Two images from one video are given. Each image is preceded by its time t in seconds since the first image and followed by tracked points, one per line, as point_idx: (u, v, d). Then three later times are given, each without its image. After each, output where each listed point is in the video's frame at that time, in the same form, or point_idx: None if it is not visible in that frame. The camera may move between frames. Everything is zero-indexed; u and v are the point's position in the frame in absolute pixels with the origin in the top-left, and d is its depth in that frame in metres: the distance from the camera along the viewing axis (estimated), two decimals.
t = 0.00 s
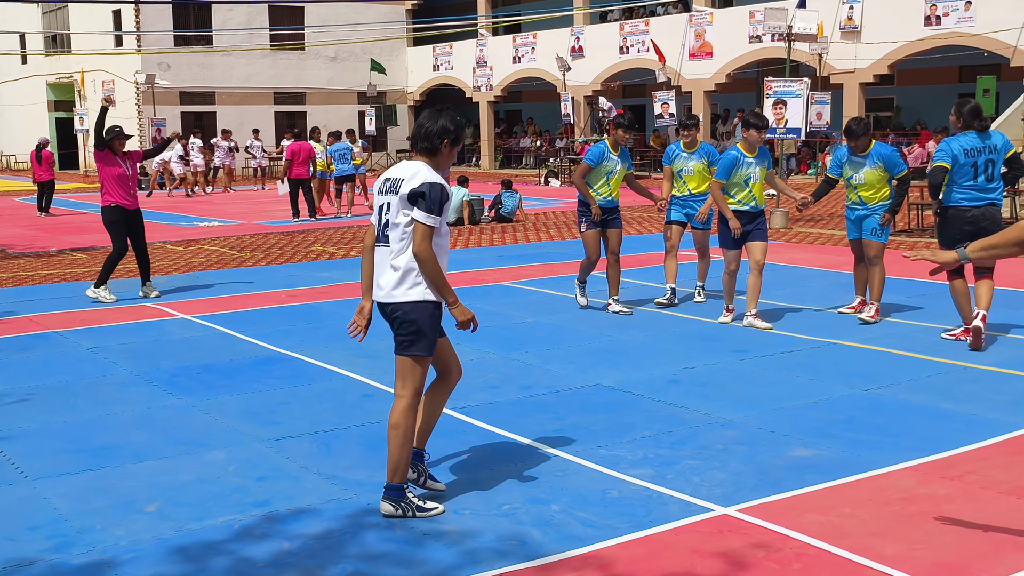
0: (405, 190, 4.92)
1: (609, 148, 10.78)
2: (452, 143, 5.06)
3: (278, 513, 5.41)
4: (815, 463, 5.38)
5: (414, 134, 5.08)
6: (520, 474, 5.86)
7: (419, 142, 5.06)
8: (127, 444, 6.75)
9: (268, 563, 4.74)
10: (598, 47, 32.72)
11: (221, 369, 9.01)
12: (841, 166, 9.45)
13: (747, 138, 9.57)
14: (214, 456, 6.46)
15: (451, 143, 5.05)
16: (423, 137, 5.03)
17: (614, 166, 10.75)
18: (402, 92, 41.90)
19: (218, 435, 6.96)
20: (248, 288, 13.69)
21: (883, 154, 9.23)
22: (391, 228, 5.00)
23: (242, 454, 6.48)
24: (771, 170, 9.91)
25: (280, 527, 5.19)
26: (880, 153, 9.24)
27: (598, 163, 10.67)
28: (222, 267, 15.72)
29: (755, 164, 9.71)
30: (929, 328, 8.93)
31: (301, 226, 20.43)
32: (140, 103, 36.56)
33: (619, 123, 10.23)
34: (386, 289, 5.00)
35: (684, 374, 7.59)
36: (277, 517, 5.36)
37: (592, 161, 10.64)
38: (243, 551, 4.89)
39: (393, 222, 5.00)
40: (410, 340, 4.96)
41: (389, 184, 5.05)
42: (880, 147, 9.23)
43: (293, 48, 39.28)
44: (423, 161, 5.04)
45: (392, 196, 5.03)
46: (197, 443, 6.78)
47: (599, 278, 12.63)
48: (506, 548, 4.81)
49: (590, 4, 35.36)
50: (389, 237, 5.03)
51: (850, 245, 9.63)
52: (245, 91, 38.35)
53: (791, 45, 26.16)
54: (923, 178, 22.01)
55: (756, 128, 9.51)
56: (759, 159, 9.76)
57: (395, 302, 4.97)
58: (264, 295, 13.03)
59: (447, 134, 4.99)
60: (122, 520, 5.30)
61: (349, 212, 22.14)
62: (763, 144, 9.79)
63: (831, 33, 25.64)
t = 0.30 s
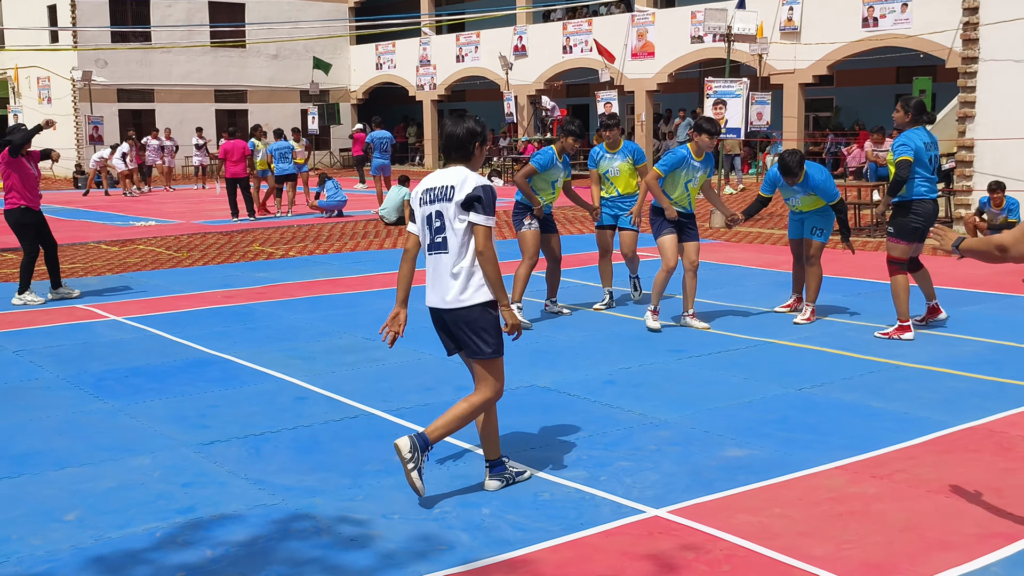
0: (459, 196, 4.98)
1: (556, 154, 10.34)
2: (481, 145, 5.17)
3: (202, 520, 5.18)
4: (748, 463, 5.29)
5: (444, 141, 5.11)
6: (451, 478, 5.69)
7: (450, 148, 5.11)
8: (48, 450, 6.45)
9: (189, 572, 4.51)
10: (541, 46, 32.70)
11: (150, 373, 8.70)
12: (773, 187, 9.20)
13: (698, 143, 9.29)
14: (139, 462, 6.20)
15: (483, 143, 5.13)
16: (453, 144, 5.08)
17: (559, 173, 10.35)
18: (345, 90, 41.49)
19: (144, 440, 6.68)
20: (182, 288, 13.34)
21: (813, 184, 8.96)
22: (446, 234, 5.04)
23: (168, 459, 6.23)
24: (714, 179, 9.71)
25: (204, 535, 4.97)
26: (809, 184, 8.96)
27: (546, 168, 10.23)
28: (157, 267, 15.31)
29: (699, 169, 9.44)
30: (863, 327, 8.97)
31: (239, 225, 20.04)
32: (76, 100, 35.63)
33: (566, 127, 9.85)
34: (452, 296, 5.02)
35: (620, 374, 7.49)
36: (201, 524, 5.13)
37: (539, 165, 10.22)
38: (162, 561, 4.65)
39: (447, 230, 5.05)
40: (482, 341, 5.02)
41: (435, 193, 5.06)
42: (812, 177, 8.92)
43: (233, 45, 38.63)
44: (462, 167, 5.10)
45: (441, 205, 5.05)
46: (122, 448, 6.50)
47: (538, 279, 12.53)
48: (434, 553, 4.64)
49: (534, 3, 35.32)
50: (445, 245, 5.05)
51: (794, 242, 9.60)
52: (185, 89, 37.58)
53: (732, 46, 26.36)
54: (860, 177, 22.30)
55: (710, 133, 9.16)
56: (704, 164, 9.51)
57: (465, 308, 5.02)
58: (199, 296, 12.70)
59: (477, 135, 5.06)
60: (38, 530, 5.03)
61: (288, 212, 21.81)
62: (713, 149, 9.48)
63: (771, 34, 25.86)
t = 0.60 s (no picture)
0: (482, 190, 5.20)
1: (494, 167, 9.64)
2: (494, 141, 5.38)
3: (125, 526, 4.94)
4: (682, 462, 5.23)
5: (459, 138, 5.29)
6: (383, 480, 5.49)
7: (466, 144, 5.31)
8: None
9: None
10: (484, 45, 32.68)
11: (78, 375, 8.39)
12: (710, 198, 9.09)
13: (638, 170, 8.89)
14: (62, 467, 5.93)
15: (496, 141, 5.36)
16: (470, 139, 5.28)
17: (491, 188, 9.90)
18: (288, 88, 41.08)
19: (68, 445, 6.40)
20: (117, 288, 12.97)
21: (749, 192, 8.82)
22: (470, 225, 5.23)
23: (93, 464, 5.96)
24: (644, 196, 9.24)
25: (126, 541, 4.74)
26: (746, 194, 8.81)
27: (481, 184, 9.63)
28: (90, 267, 14.88)
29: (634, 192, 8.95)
30: (800, 325, 8.99)
31: (177, 224, 19.63)
32: (10, 97, 34.66)
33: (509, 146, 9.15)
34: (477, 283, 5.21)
35: (557, 373, 7.38)
36: (123, 530, 4.89)
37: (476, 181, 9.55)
38: (79, 569, 4.43)
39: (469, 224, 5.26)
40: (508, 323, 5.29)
41: (457, 187, 5.25)
42: (748, 186, 8.78)
43: (173, 42, 37.98)
44: (478, 162, 5.31)
45: (463, 198, 5.25)
46: (45, 453, 6.22)
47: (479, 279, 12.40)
48: (362, 557, 4.44)
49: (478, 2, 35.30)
50: (468, 235, 5.25)
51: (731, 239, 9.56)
52: (124, 85, 36.77)
53: (674, 45, 26.59)
54: (800, 176, 22.59)
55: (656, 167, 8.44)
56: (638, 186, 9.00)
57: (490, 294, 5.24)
58: (133, 296, 12.35)
59: (494, 132, 5.27)
60: None
61: (228, 211, 21.45)
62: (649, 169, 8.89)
63: (714, 34, 26.13)
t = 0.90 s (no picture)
0: (484, 176, 5.61)
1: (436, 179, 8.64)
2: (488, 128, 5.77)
3: (54, 535, 4.52)
4: (624, 463, 5.18)
5: (459, 126, 5.65)
6: (324, 483, 5.09)
7: (465, 132, 5.68)
8: None
9: None
10: (433, 45, 32.59)
11: (10, 380, 8.02)
12: (653, 203, 9.13)
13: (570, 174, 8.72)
14: None
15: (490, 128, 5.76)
16: (469, 127, 5.65)
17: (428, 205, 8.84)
18: (235, 88, 40.64)
19: None
20: (55, 291, 12.59)
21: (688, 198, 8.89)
22: (470, 208, 5.62)
23: (24, 471, 5.48)
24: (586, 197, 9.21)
25: (55, 551, 4.33)
26: (685, 200, 8.86)
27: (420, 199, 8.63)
28: (28, 269, 14.44)
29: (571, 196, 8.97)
30: (743, 326, 9.02)
31: (120, 225, 19.25)
32: None
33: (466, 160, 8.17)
34: (476, 262, 5.61)
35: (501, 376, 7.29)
36: (52, 540, 4.47)
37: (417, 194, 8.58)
38: None
39: (469, 206, 5.63)
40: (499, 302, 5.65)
41: (459, 172, 5.64)
42: (687, 193, 8.84)
43: (117, 40, 37.28)
44: (476, 149, 5.71)
45: (464, 181, 5.64)
46: None
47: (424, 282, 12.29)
48: (299, 564, 4.11)
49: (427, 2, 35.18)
50: (467, 217, 5.63)
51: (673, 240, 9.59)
52: (66, 84, 35.98)
53: (622, 47, 26.75)
54: (746, 177, 22.83)
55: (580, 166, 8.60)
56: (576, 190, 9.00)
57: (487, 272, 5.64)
58: (72, 299, 11.99)
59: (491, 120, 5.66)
60: None
61: (172, 212, 21.10)
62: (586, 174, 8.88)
63: (660, 36, 26.36)
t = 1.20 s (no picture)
0: (454, 183, 5.85)
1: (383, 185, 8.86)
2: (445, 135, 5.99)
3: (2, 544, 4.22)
4: (582, 465, 5.15)
5: (422, 136, 5.80)
6: (279, 488, 4.89)
7: (428, 142, 5.84)
8: None
9: None
10: (392, 46, 32.46)
11: None
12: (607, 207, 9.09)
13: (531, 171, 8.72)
14: None
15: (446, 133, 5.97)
16: (432, 137, 5.81)
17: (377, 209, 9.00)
18: (191, 87, 40.19)
19: None
20: (4, 293, 12.27)
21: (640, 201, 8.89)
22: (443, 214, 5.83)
23: None
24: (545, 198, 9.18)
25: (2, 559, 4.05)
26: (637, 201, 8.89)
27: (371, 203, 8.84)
28: None
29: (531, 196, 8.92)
30: (702, 326, 9.06)
31: (73, 226, 18.90)
32: None
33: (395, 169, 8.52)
34: (452, 265, 5.85)
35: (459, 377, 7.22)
36: None
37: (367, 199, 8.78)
38: None
39: (444, 215, 5.85)
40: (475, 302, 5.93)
41: (429, 180, 5.83)
42: (639, 194, 8.84)
43: (70, 39, 36.64)
44: (439, 157, 5.91)
45: (434, 189, 5.85)
46: None
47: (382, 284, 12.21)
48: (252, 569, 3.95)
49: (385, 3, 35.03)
50: (440, 223, 5.85)
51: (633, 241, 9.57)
52: (18, 83, 35.27)
53: (581, 47, 26.83)
54: (704, 177, 22.98)
55: (538, 161, 8.65)
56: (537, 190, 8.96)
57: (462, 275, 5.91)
58: (22, 301, 11.69)
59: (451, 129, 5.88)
60: None
61: (127, 212, 20.78)
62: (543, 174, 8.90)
63: (619, 38, 26.52)
